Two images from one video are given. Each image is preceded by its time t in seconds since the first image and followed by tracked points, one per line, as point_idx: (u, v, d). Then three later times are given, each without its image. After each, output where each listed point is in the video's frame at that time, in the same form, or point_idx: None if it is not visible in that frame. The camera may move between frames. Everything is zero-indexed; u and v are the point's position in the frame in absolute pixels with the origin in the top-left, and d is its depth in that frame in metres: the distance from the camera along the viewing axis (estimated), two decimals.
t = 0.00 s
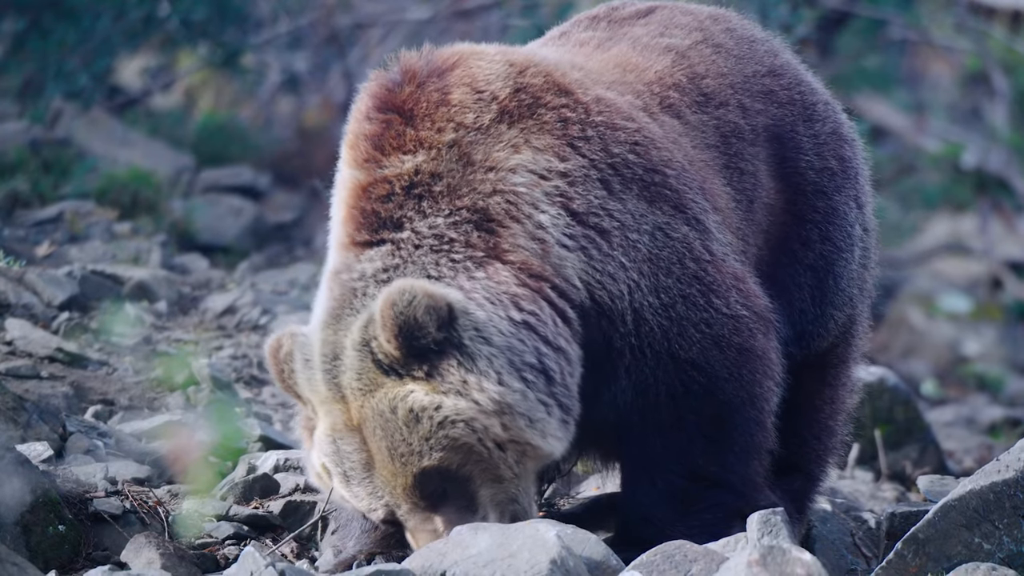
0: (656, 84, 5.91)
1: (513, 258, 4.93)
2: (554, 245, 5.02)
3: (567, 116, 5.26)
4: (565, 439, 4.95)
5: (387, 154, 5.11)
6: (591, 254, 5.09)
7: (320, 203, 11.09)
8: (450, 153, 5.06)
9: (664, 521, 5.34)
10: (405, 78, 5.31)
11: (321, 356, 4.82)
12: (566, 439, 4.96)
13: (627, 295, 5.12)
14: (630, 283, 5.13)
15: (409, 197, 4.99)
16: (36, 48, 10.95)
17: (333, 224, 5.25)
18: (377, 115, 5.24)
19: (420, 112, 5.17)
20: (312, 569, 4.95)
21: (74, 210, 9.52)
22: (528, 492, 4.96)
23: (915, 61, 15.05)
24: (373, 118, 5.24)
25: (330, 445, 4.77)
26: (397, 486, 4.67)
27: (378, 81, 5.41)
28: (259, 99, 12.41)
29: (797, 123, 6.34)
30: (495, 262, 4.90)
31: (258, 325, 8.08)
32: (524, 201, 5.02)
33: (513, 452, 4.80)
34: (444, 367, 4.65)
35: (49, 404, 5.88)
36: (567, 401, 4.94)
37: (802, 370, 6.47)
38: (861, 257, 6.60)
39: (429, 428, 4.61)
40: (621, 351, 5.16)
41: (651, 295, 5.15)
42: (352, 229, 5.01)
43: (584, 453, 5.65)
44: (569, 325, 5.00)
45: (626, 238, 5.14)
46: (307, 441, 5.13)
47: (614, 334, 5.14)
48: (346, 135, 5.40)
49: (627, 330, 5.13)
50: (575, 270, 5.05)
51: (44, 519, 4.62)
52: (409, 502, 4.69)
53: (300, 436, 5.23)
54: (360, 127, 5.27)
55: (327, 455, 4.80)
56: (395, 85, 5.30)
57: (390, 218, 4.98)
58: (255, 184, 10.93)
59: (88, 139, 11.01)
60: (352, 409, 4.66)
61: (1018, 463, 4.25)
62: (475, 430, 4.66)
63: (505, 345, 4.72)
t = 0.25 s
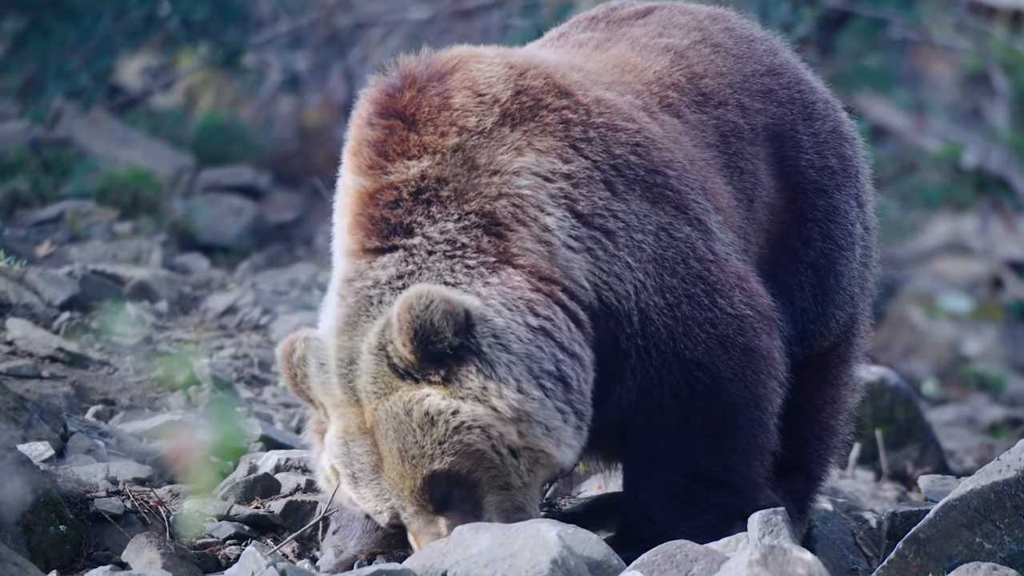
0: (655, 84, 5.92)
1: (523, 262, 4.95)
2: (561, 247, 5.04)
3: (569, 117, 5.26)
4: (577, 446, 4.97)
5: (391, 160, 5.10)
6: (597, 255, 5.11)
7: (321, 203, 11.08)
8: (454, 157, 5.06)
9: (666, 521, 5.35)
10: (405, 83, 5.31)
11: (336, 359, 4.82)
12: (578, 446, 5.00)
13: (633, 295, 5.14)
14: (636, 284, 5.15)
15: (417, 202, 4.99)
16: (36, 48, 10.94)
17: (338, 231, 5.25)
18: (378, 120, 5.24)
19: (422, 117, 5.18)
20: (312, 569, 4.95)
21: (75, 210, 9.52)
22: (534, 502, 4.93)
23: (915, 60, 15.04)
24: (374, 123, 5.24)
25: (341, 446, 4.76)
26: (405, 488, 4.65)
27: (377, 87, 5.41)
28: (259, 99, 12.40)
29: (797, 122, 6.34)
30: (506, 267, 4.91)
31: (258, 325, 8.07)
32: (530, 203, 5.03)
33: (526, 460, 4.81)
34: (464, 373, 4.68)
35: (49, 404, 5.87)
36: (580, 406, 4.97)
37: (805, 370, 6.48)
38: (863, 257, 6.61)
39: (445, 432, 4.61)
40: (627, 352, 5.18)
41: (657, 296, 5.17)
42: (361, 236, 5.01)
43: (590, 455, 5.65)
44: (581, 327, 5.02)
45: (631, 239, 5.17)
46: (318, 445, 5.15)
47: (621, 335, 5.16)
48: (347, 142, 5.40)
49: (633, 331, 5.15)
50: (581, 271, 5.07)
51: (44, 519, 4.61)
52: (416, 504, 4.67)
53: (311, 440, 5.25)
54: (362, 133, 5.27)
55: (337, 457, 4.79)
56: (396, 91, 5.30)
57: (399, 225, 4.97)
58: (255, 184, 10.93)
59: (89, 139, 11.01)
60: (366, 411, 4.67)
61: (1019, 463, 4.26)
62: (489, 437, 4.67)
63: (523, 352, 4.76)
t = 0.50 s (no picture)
0: (658, 83, 5.91)
1: (531, 262, 4.95)
2: (568, 247, 5.05)
3: (575, 116, 5.26)
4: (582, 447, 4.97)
5: (399, 160, 5.08)
6: (605, 254, 5.13)
7: (321, 203, 11.07)
8: (462, 156, 5.05)
9: (668, 520, 5.35)
10: (411, 83, 5.29)
11: (342, 359, 4.82)
12: (583, 446, 4.99)
13: (640, 295, 5.17)
14: (643, 283, 5.18)
15: (427, 202, 4.98)
16: (37, 48, 10.92)
17: (344, 231, 5.23)
18: (385, 120, 5.22)
19: (429, 116, 5.16)
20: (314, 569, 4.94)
21: (76, 210, 9.52)
22: (537, 502, 4.94)
23: (916, 60, 15.04)
24: (381, 123, 5.22)
25: (345, 446, 4.76)
26: (409, 489, 4.66)
27: (382, 86, 5.39)
28: (260, 99, 12.41)
29: (798, 122, 6.33)
30: (514, 267, 4.91)
31: (259, 325, 8.08)
32: (537, 203, 5.04)
33: (529, 462, 4.81)
34: (471, 374, 4.68)
35: (50, 404, 5.88)
36: (586, 407, 4.96)
37: (807, 370, 6.48)
38: (864, 256, 6.61)
39: (449, 435, 4.63)
40: (633, 351, 5.21)
41: (664, 295, 5.20)
42: (369, 236, 4.98)
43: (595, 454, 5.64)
44: (587, 327, 5.03)
45: (638, 239, 5.19)
46: (323, 441, 5.15)
47: (627, 334, 5.19)
48: (353, 142, 5.38)
49: (639, 330, 5.19)
50: (589, 270, 5.08)
51: (45, 519, 4.61)
52: (418, 505, 4.68)
53: (316, 437, 5.24)
54: (369, 132, 5.25)
55: (341, 455, 4.79)
56: (401, 90, 5.28)
57: (408, 224, 4.95)
58: (256, 184, 10.93)
59: (90, 139, 11.01)
60: (371, 411, 4.67)
61: (1019, 463, 4.27)
62: (494, 439, 4.68)
63: (530, 355, 4.75)
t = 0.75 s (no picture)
0: (664, 83, 5.91)
1: (536, 260, 4.94)
2: (574, 244, 5.04)
3: (582, 115, 5.28)
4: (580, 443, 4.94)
5: (406, 156, 5.08)
6: (610, 253, 5.13)
7: (322, 201, 11.07)
8: (469, 154, 5.05)
9: (669, 520, 5.36)
10: (419, 80, 5.31)
11: (341, 354, 4.79)
12: (582, 445, 4.98)
13: (644, 294, 5.17)
14: (647, 282, 5.18)
15: (432, 198, 4.97)
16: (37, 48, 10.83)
17: (349, 228, 5.22)
18: (392, 117, 5.23)
19: (437, 113, 5.17)
20: (315, 568, 4.94)
21: (76, 208, 9.52)
22: (539, 497, 4.92)
23: (917, 59, 15.04)
24: (388, 119, 5.23)
25: (344, 443, 4.74)
26: (410, 487, 4.65)
27: (389, 83, 5.40)
28: (261, 98, 12.41)
29: (802, 122, 6.34)
30: (519, 264, 4.90)
31: (260, 324, 8.09)
32: (543, 201, 5.03)
33: (529, 460, 4.79)
34: (472, 371, 4.67)
35: (50, 403, 5.88)
36: (585, 406, 4.94)
37: (809, 370, 6.47)
38: (867, 256, 6.62)
39: (449, 432, 4.61)
40: (637, 350, 5.21)
41: (668, 294, 5.21)
42: (374, 230, 4.98)
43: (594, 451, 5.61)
44: (590, 327, 5.03)
45: (643, 238, 5.20)
46: (321, 436, 5.13)
47: (630, 333, 5.19)
48: (359, 138, 5.39)
49: (642, 330, 5.18)
50: (593, 269, 5.08)
51: (46, 518, 4.62)
52: (422, 503, 4.67)
53: (314, 432, 5.22)
54: (376, 128, 5.25)
55: (341, 452, 4.77)
56: (409, 87, 5.29)
57: (413, 219, 4.95)
58: (257, 182, 10.92)
59: (90, 137, 11.01)
60: (371, 407, 4.65)
61: (1020, 462, 4.26)
62: (493, 435, 4.66)
63: (531, 352, 4.74)
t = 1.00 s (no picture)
0: (671, 82, 5.91)
1: (537, 256, 4.94)
2: (577, 242, 5.04)
3: (588, 114, 5.29)
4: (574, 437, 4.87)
5: (412, 150, 5.08)
6: (614, 252, 5.14)
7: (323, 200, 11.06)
8: (474, 150, 5.05)
9: (671, 518, 5.36)
10: (426, 76, 5.31)
11: (335, 346, 4.76)
12: (577, 439, 4.91)
13: (647, 293, 5.18)
14: (650, 282, 5.19)
15: (435, 192, 4.97)
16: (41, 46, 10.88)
17: (352, 222, 5.21)
18: (399, 111, 5.23)
19: (444, 109, 5.17)
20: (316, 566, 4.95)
21: (77, 207, 9.52)
22: (537, 486, 4.85)
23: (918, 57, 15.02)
24: (395, 114, 5.23)
25: (341, 436, 4.70)
26: (409, 481, 4.60)
27: (396, 79, 5.40)
28: (262, 96, 12.40)
29: (807, 122, 6.34)
30: (519, 259, 4.90)
31: (262, 322, 8.09)
32: (547, 200, 5.03)
33: (523, 452, 4.72)
34: (461, 364, 4.61)
35: (52, 401, 5.88)
36: (578, 400, 4.91)
37: (812, 369, 6.46)
38: (870, 256, 6.62)
39: (444, 426, 4.54)
40: (638, 348, 5.20)
41: (672, 294, 5.22)
42: (375, 220, 4.97)
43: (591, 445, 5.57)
44: (587, 325, 5.01)
45: (648, 237, 5.21)
46: (315, 426, 5.08)
47: (631, 332, 5.18)
48: (365, 133, 5.39)
49: (645, 328, 5.17)
50: (597, 268, 5.08)
51: (48, 516, 4.62)
52: (422, 497, 4.62)
53: (308, 422, 5.18)
54: (382, 123, 5.25)
55: (336, 445, 4.73)
56: (416, 83, 5.30)
57: (415, 212, 4.94)
58: (258, 181, 10.92)
59: (92, 136, 11.01)
60: (365, 400, 4.60)
61: (1021, 460, 4.26)
62: (488, 428, 4.59)
63: (523, 344, 4.69)
